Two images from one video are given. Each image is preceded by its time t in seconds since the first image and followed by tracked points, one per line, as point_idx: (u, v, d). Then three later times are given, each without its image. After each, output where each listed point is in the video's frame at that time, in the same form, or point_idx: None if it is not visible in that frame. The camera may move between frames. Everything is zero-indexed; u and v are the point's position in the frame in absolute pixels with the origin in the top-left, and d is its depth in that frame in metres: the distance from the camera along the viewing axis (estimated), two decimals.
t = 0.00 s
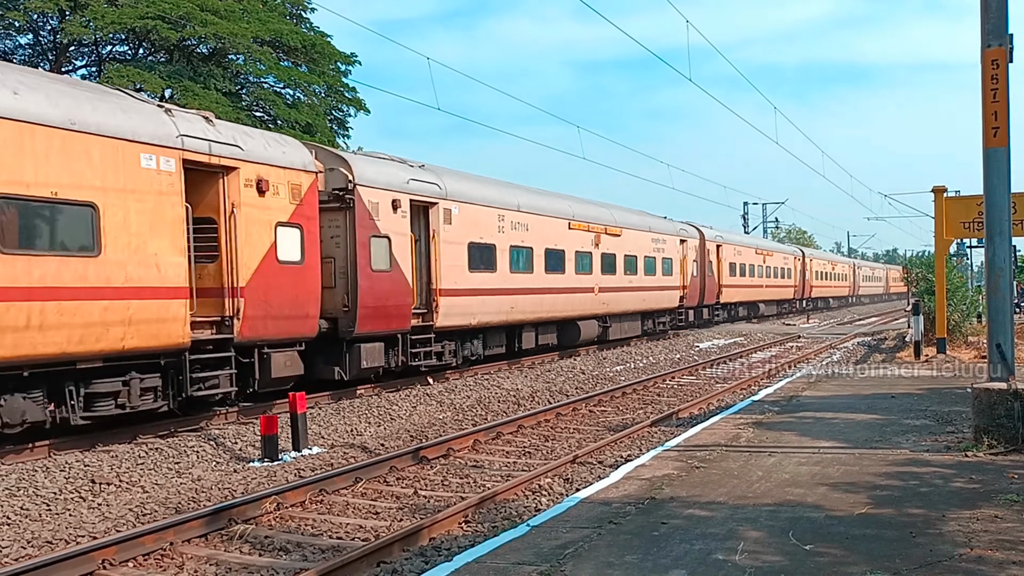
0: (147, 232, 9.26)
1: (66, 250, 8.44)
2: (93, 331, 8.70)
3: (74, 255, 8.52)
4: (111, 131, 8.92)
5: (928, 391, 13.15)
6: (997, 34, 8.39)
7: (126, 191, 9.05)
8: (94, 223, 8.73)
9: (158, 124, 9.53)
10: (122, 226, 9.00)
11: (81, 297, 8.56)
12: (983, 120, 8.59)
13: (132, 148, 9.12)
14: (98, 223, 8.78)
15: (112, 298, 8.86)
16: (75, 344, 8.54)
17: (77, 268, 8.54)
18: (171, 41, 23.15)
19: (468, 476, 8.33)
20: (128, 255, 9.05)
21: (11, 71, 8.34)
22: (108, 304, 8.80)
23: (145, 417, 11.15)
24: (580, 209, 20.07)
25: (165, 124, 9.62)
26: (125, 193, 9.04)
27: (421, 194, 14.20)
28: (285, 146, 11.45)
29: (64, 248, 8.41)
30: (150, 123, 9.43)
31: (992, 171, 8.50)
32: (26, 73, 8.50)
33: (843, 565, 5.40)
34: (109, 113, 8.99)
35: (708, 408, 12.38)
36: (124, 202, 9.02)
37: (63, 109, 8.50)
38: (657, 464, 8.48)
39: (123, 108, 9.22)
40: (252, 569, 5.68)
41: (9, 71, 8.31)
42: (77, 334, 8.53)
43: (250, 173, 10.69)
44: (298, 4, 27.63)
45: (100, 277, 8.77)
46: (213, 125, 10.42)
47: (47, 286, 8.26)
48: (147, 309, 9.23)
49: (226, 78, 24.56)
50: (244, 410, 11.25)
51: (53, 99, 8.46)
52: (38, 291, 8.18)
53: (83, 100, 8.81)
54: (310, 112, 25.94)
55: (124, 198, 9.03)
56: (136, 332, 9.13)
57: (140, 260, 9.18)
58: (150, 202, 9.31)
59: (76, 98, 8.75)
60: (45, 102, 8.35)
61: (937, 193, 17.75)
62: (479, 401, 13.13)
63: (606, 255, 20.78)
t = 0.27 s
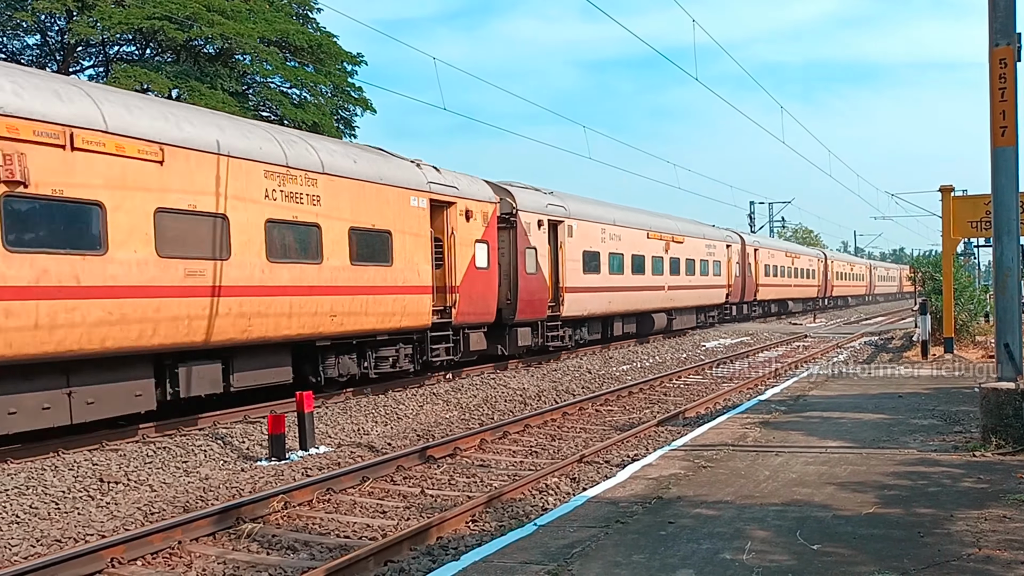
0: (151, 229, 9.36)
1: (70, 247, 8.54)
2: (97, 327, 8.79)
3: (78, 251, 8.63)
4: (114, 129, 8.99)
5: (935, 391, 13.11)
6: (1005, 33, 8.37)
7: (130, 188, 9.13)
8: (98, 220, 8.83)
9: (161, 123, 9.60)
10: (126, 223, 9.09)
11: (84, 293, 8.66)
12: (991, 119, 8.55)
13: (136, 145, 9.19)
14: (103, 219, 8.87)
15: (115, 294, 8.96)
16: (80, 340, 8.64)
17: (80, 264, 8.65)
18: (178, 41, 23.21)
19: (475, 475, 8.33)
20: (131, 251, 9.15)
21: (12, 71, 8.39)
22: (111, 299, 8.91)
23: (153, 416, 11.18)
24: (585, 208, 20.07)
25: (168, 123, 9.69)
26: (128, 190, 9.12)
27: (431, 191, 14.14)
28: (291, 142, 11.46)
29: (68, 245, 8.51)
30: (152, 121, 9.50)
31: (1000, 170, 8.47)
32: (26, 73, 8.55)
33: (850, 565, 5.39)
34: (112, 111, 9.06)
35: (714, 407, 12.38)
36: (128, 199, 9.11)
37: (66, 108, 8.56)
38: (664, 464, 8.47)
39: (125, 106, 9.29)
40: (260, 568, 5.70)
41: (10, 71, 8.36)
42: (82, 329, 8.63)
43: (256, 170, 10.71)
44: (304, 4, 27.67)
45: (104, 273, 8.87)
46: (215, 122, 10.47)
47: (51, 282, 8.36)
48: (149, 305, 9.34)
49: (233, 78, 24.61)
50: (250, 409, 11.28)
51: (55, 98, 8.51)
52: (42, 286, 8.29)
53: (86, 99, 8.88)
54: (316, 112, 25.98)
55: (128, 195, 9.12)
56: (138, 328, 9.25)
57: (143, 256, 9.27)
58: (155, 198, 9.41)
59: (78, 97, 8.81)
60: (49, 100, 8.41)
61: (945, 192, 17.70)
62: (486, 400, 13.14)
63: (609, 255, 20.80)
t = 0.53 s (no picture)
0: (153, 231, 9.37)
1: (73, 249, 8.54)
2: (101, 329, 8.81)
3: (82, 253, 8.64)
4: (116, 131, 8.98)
5: (943, 393, 13.08)
6: (1013, 34, 8.36)
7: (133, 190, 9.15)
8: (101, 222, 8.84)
9: (163, 123, 9.59)
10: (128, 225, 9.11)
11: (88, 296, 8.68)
12: (999, 121, 8.54)
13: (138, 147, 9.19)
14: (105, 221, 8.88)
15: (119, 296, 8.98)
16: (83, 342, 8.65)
17: (84, 266, 8.64)
18: (185, 43, 23.28)
19: (482, 476, 8.34)
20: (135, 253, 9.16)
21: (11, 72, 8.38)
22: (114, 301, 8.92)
23: (161, 417, 11.22)
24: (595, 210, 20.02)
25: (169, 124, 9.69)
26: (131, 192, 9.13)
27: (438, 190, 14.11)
28: (296, 143, 11.46)
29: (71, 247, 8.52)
30: (155, 122, 9.50)
31: (1009, 172, 8.45)
32: (25, 74, 8.54)
33: (858, 567, 5.38)
34: (114, 112, 9.06)
35: (721, 408, 12.37)
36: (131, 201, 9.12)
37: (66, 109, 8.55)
38: (671, 465, 8.46)
39: (125, 107, 9.28)
40: (266, 569, 5.71)
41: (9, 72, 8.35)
42: (85, 331, 8.64)
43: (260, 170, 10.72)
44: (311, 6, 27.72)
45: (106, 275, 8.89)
46: (218, 124, 10.49)
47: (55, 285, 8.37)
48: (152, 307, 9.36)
49: (239, 79, 24.67)
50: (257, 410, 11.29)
51: (56, 99, 8.51)
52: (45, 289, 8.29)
53: (87, 100, 8.87)
54: (322, 113, 26.03)
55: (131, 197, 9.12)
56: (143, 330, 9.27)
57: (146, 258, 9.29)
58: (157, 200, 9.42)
59: (79, 98, 8.80)
60: (49, 102, 8.40)
61: (952, 193, 17.65)
62: (492, 402, 13.14)
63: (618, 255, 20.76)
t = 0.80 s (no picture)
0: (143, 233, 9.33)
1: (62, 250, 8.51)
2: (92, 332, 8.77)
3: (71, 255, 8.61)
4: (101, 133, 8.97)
5: (948, 393, 13.06)
6: (1019, 34, 8.33)
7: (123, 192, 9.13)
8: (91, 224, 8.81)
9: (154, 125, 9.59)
10: (120, 227, 9.08)
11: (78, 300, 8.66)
12: (1006, 121, 8.50)
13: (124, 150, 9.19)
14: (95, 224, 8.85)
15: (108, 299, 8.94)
16: (74, 344, 8.61)
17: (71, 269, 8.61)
18: (190, 44, 23.32)
19: (487, 477, 8.34)
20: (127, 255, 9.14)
21: None
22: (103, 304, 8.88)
23: (168, 417, 11.25)
24: (598, 209, 20.03)
25: (159, 127, 9.69)
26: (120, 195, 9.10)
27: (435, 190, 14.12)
28: (294, 144, 11.46)
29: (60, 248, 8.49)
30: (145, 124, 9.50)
31: (1014, 172, 8.42)
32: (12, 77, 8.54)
33: (863, 568, 5.37)
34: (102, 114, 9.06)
35: (726, 409, 12.36)
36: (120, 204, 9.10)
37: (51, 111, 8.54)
38: (676, 466, 8.45)
39: (114, 108, 9.28)
40: (272, 569, 5.72)
41: None
42: (74, 334, 8.61)
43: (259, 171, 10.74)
44: (316, 7, 27.75)
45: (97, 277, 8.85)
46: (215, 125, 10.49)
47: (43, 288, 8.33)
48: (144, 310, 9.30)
49: (244, 80, 24.71)
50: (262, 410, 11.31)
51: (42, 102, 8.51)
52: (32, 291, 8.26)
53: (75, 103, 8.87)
54: (327, 114, 26.07)
55: (122, 198, 9.12)
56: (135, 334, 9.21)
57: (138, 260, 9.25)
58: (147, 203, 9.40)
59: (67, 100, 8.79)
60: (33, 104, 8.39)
61: (958, 193, 17.61)
62: (497, 402, 13.14)
63: (622, 253, 20.70)
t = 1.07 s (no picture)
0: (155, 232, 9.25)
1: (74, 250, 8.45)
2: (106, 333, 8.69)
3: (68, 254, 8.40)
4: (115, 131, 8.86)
5: (953, 393, 13.03)
6: None
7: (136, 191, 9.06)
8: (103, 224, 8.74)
9: (166, 122, 9.51)
10: (132, 227, 9.00)
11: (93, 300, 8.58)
12: (1010, 121, 8.47)
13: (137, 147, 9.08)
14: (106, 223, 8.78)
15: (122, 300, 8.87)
16: (89, 345, 8.53)
17: (83, 270, 8.52)
18: (194, 44, 23.34)
19: (491, 477, 8.34)
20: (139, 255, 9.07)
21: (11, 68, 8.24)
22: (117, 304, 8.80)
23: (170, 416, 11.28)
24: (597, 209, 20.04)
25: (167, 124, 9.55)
26: (132, 194, 9.02)
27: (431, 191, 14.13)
28: (295, 145, 11.48)
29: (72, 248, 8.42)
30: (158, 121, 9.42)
31: (1018, 172, 8.40)
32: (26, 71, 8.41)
33: (868, 568, 5.36)
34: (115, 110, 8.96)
35: (730, 409, 12.35)
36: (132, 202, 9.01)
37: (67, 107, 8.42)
38: (680, 465, 8.45)
39: (120, 106, 9.08)
40: (277, 569, 5.72)
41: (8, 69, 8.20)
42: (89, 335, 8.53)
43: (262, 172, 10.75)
44: (319, 7, 27.76)
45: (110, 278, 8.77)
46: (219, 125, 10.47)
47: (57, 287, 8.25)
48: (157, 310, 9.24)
49: (248, 80, 24.73)
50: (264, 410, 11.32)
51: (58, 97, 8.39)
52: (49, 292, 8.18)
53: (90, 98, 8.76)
54: (331, 114, 26.09)
55: (133, 197, 9.03)
56: (147, 335, 9.14)
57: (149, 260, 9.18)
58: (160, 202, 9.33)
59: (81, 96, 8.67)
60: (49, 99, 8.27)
61: (963, 193, 17.57)
62: (500, 402, 13.15)
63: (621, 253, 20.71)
